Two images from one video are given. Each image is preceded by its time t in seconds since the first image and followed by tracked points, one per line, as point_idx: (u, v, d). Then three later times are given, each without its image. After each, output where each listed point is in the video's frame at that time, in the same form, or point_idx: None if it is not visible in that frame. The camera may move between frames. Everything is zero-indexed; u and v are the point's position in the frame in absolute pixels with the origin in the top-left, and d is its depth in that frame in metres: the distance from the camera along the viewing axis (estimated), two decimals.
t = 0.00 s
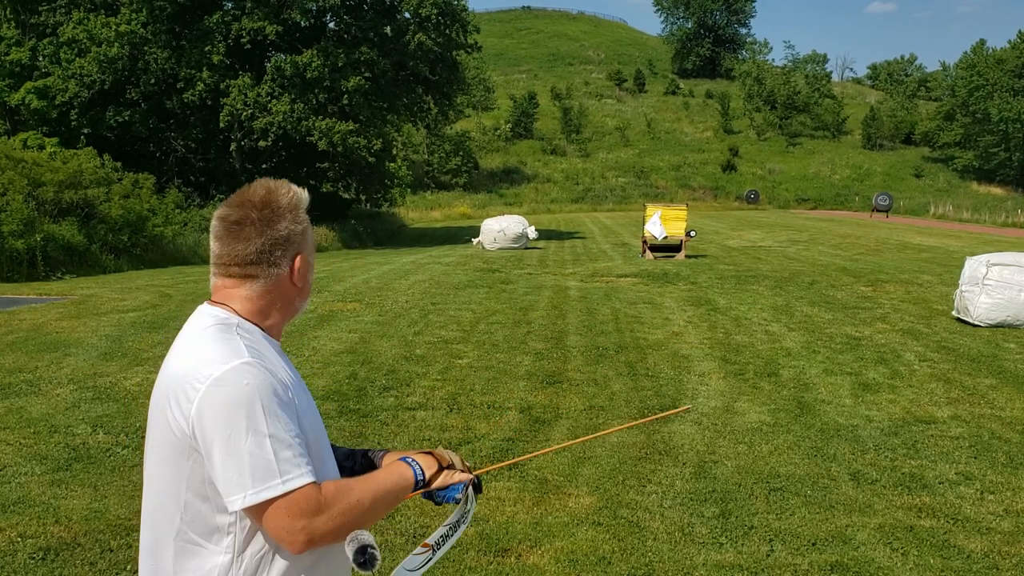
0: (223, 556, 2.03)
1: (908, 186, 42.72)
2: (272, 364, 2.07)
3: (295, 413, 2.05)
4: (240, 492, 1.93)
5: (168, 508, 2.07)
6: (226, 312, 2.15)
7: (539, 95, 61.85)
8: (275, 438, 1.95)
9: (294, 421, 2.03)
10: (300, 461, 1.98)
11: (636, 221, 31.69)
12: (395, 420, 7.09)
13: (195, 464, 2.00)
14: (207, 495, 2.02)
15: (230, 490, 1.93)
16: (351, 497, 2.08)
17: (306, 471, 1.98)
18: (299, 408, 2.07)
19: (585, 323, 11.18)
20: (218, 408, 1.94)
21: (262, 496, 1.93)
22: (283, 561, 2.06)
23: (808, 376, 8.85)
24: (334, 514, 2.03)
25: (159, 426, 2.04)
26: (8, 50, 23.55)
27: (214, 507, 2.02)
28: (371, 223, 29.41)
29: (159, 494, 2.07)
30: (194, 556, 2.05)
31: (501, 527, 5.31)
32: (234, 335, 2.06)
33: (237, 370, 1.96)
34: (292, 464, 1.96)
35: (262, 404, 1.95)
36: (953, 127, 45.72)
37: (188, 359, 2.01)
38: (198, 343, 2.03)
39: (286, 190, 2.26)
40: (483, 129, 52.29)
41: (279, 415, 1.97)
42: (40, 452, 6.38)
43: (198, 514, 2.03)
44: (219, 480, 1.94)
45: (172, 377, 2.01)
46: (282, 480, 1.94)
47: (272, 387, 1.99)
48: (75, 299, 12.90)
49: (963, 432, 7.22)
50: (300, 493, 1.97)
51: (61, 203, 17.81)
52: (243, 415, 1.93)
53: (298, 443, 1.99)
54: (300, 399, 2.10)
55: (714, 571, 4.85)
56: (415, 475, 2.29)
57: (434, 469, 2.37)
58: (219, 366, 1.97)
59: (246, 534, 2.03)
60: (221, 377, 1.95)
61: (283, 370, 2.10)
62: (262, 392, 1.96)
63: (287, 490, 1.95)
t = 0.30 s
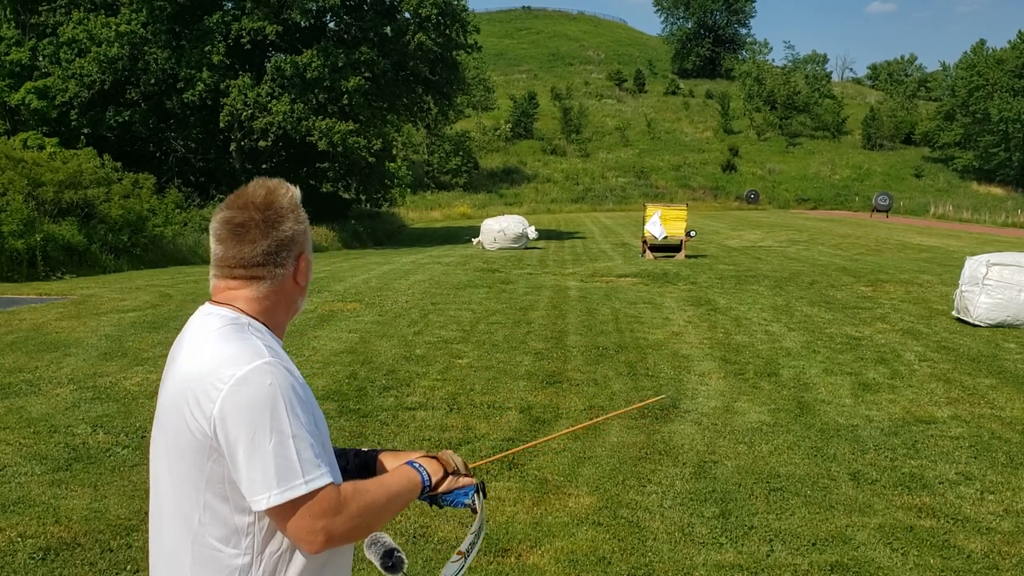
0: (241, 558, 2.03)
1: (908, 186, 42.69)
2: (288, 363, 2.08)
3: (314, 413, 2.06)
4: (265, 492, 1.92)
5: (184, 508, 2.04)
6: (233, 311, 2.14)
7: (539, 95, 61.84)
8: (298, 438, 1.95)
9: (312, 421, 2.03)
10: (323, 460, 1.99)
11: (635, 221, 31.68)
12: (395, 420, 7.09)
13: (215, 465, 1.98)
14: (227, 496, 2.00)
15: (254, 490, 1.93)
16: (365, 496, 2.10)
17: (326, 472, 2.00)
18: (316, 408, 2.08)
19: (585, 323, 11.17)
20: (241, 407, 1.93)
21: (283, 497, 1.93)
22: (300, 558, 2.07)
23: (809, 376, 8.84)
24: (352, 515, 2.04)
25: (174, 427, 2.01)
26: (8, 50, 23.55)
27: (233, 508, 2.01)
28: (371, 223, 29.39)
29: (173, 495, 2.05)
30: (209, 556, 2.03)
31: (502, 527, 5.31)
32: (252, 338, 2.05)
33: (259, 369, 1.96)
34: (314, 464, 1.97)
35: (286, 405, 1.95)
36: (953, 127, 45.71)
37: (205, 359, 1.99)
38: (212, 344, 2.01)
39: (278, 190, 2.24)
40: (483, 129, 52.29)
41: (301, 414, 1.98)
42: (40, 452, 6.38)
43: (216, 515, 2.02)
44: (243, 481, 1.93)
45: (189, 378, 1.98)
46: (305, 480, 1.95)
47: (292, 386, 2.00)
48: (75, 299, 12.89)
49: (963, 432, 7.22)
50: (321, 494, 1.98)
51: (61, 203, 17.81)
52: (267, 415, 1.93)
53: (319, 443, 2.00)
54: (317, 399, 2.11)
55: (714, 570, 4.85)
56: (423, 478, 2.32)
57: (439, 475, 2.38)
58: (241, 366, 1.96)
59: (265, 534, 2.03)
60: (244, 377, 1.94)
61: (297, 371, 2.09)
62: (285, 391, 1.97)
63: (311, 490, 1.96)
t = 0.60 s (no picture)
0: (245, 557, 2.03)
1: (908, 186, 42.68)
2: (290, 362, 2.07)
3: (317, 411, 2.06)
4: (270, 491, 1.93)
5: (186, 508, 2.04)
6: (235, 312, 2.15)
7: (539, 95, 61.84)
8: (302, 435, 1.95)
9: (315, 419, 2.04)
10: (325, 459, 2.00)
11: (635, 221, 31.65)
12: (395, 420, 7.08)
13: (218, 464, 1.98)
14: (231, 494, 2.01)
15: (259, 490, 1.93)
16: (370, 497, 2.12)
17: (329, 471, 2.00)
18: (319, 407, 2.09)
19: (585, 322, 11.17)
20: (243, 407, 1.93)
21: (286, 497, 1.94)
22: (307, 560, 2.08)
23: (808, 376, 8.84)
24: (355, 513, 2.05)
25: (175, 426, 2.00)
26: (8, 50, 23.53)
27: (237, 508, 2.01)
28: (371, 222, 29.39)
29: (174, 495, 2.05)
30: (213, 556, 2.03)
31: (502, 527, 5.31)
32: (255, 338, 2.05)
33: (261, 370, 1.96)
34: (317, 463, 1.97)
35: (289, 404, 1.96)
36: (953, 127, 45.70)
37: (206, 359, 1.98)
38: (214, 343, 2.01)
39: (279, 190, 2.23)
40: (483, 129, 52.28)
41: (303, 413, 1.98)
42: (40, 451, 6.38)
43: (219, 516, 2.01)
44: (248, 479, 1.94)
45: (190, 378, 1.98)
46: (310, 477, 1.95)
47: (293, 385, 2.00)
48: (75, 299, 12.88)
49: (963, 432, 7.22)
50: (325, 492, 1.98)
51: (61, 203, 17.81)
52: (268, 414, 1.93)
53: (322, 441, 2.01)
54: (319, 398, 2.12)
55: (714, 571, 4.85)
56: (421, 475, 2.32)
57: (439, 471, 2.39)
58: (242, 366, 1.96)
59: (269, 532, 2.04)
60: (246, 377, 1.94)
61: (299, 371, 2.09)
62: (287, 390, 1.97)
63: (316, 487, 1.96)
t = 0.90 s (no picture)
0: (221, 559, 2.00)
1: (908, 186, 42.69)
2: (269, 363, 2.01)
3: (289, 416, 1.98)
4: (215, 495, 1.87)
5: (173, 505, 2.06)
6: (221, 308, 2.10)
7: (539, 95, 61.86)
8: (246, 443, 1.86)
9: (275, 425, 1.93)
10: (272, 469, 1.88)
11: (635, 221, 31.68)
12: (395, 420, 7.09)
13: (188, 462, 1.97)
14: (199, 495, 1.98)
15: (207, 493, 1.88)
16: (307, 504, 1.93)
17: (278, 480, 1.89)
18: (289, 413, 1.98)
19: (585, 323, 11.18)
20: (205, 410, 1.89)
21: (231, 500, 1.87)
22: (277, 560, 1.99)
23: (808, 376, 8.84)
24: (294, 524, 1.91)
25: (162, 422, 2.03)
26: (8, 50, 23.51)
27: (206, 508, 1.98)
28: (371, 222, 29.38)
29: (164, 492, 2.07)
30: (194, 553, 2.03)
31: (502, 527, 5.31)
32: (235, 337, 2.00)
33: (227, 371, 1.91)
34: (263, 473, 1.87)
35: (243, 410, 1.88)
36: (953, 127, 45.72)
37: (183, 358, 1.98)
38: (193, 342, 2.00)
39: (266, 183, 2.15)
40: (483, 129, 52.32)
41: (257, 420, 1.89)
42: (41, 451, 6.39)
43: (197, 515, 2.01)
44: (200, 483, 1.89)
45: (170, 378, 1.99)
46: (249, 488, 1.85)
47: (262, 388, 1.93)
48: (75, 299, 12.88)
49: (963, 432, 7.22)
50: (265, 503, 1.87)
51: (61, 203, 17.81)
52: (227, 413, 1.88)
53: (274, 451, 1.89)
54: (295, 401, 2.02)
55: (714, 570, 4.86)
56: (367, 455, 2.13)
57: (379, 446, 2.20)
58: (209, 365, 1.92)
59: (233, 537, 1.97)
60: (205, 379, 1.90)
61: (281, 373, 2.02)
62: (254, 392, 1.91)
63: (253, 499, 1.86)
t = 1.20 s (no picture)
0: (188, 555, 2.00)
1: (909, 186, 42.60)
2: (248, 369, 2.01)
3: (268, 426, 1.97)
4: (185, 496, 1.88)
5: (155, 501, 2.07)
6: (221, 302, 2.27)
7: (539, 94, 61.80)
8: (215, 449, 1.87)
9: (255, 434, 1.93)
10: (249, 478, 1.88)
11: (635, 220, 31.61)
12: (394, 421, 7.05)
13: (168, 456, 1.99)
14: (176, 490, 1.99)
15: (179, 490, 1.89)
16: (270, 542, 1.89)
17: (248, 493, 1.88)
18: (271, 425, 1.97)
19: (585, 323, 11.14)
20: (182, 405, 1.89)
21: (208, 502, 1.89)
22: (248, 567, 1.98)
23: (809, 376, 8.80)
24: (259, 558, 1.88)
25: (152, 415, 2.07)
26: (7, 49, 23.45)
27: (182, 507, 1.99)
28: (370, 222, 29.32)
29: (151, 488, 2.08)
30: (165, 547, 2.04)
31: (501, 528, 5.27)
32: (220, 343, 2.02)
33: (207, 375, 1.92)
34: (235, 481, 1.87)
35: (218, 415, 1.89)
36: (954, 127, 45.65)
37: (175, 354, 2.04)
38: (186, 342, 2.05)
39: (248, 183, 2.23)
40: (484, 129, 52.25)
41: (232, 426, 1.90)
42: (39, 452, 6.34)
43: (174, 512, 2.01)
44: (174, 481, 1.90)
45: (162, 373, 2.02)
46: (220, 492, 1.87)
47: (240, 395, 1.94)
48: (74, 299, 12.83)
49: (964, 433, 7.18)
50: (236, 512, 1.87)
51: (60, 203, 17.76)
52: (202, 421, 1.88)
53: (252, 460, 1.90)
54: (276, 412, 2.01)
55: (715, 571, 4.82)
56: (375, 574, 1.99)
57: None
58: (197, 367, 1.93)
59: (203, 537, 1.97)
60: (183, 379, 1.93)
61: (260, 381, 2.01)
62: (232, 399, 1.91)
63: (225, 505, 1.87)
